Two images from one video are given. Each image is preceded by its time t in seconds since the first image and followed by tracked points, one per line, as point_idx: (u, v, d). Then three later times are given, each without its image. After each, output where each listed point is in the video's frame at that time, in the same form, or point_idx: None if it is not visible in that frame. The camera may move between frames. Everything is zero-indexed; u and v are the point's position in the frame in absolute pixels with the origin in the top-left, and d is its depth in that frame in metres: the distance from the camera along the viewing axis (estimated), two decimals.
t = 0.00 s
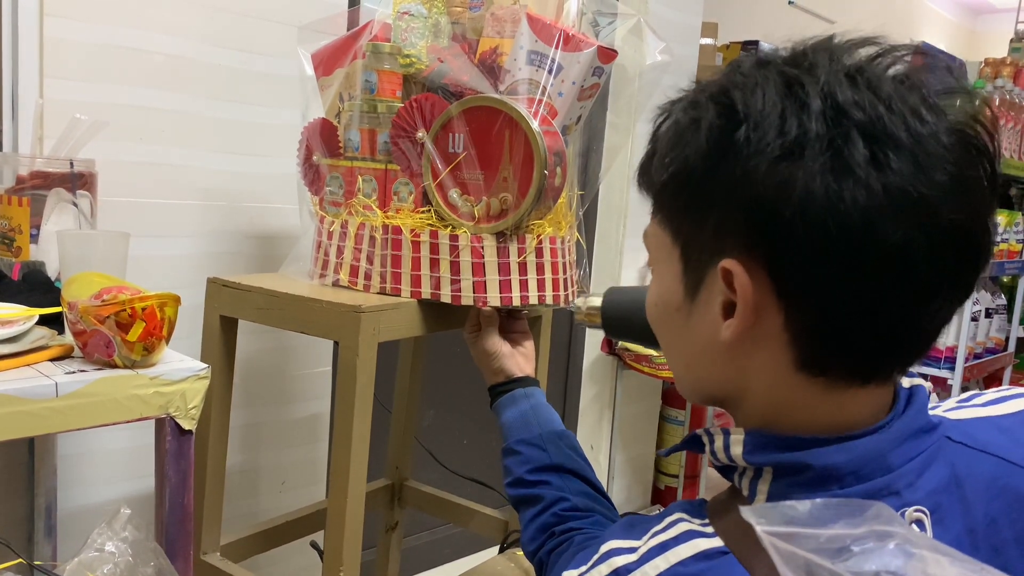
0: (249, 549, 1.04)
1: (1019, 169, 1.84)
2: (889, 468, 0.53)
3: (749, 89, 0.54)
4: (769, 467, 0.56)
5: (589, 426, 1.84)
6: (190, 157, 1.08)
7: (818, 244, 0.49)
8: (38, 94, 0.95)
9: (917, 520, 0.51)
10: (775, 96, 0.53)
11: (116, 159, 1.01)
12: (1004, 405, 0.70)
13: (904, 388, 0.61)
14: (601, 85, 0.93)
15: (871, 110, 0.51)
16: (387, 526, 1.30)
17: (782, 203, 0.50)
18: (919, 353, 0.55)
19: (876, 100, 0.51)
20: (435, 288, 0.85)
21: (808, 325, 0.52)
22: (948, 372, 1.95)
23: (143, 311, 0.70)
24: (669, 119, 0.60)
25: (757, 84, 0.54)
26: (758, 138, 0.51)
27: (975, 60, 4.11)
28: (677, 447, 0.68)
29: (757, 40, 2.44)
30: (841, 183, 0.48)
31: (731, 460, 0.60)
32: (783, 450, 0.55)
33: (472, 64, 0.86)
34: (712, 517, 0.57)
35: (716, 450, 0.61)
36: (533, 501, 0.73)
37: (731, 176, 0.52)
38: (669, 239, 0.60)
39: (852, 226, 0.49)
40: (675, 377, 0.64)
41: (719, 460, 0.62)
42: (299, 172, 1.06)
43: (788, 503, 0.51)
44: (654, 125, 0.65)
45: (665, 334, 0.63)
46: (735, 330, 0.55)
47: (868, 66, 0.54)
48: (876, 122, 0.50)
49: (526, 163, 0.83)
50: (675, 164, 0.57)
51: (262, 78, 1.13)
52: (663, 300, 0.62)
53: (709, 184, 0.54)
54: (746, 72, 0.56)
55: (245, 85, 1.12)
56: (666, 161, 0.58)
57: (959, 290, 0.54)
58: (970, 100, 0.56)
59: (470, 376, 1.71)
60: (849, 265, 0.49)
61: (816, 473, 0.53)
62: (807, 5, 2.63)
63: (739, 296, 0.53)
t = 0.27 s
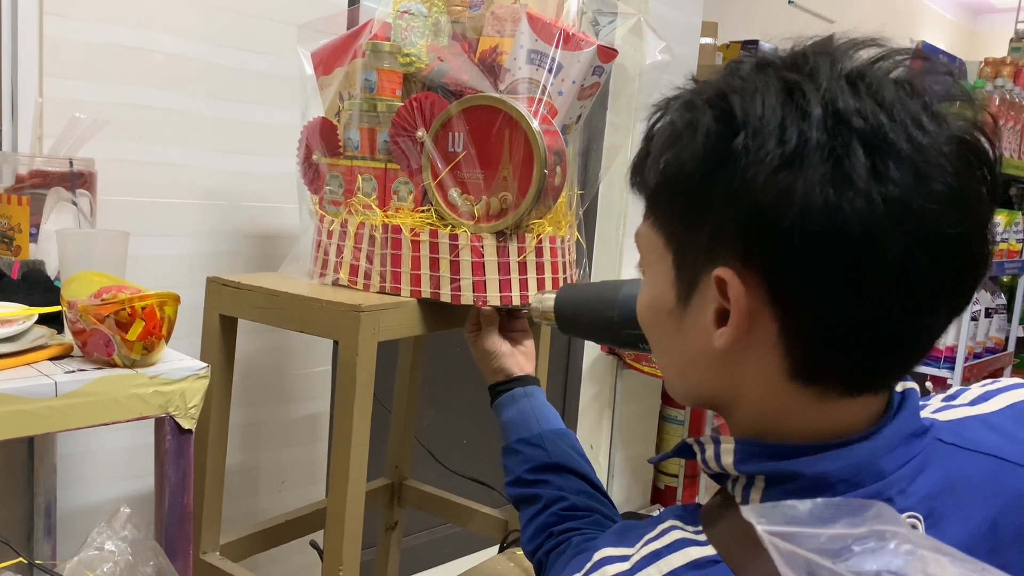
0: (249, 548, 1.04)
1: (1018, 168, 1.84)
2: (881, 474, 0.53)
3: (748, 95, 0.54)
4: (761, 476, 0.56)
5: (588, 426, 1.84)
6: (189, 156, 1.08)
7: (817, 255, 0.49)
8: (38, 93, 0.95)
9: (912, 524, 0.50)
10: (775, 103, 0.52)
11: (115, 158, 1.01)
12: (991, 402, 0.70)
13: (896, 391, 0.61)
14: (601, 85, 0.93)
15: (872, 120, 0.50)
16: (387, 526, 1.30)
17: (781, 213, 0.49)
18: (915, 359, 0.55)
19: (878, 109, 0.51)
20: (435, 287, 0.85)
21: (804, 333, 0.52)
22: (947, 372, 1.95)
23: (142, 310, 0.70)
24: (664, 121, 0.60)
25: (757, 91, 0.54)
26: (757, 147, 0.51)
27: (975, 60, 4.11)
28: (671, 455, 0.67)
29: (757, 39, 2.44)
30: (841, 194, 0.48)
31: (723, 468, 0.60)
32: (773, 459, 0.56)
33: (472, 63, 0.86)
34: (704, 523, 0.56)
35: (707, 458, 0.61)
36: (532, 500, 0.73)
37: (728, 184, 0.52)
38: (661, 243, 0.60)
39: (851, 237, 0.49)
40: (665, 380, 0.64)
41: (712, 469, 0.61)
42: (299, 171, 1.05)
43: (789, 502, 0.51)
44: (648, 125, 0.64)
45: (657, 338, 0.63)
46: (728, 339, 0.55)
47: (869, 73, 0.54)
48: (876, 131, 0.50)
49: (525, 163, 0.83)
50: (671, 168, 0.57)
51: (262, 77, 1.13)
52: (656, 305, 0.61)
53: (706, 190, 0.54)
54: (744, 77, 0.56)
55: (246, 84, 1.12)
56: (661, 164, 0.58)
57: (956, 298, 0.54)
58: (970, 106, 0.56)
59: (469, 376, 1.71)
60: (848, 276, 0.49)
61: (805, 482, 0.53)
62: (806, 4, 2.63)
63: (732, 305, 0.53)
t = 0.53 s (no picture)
0: (249, 547, 1.04)
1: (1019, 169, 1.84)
2: (869, 471, 0.53)
3: (734, 95, 0.54)
4: (748, 472, 0.56)
5: (588, 425, 1.84)
6: (189, 155, 1.08)
7: (801, 257, 0.49)
8: (38, 91, 0.95)
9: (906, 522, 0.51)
10: (760, 104, 0.52)
11: (116, 156, 1.01)
12: (985, 402, 0.70)
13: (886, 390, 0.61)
14: (601, 84, 0.93)
15: (856, 121, 0.50)
16: (386, 525, 1.29)
17: (765, 214, 0.49)
18: (901, 360, 0.55)
19: (862, 110, 0.51)
20: (434, 286, 0.85)
21: (789, 334, 0.52)
22: (947, 372, 1.95)
23: (143, 309, 0.70)
24: (652, 121, 0.60)
25: (743, 91, 0.53)
26: (741, 148, 0.51)
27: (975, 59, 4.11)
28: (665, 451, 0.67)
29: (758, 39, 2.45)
30: (824, 196, 0.48)
31: (712, 466, 0.60)
32: (762, 455, 0.56)
33: (472, 62, 0.86)
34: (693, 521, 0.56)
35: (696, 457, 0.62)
36: (529, 499, 0.73)
37: (713, 185, 0.52)
38: (652, 242, 0.60)
39: (834, 239, 0.48)
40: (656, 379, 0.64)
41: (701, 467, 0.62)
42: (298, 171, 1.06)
43: (790, 501, 0.51)
44: (638, 124, 0.64)
45: (646, 337, 0.63)
46: (712, 339, 0.55)
47: (855, 74, 0.53)
48: (861, 133, 0.50)
49: (524, 162, 0.83)
50: (658, 168, 0.56)
51: (263, 76, 1.13)
52: (644, 303, 0.62)
53: (692, 191, 0.54)
54: (731, 77, 0.55)
55: (246, 82, 1.12)
56: (649, 164, 0.58)
57: (942, 299, 0.54)
58: (957, 107, 0.56)
59: (468, 375, 1.71)
60: (831, 278, 0.49)
61: (791, 479, 0.54)
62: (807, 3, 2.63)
63: (718, 302, 0.53)
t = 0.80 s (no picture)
0: (248, 547, 1.04)
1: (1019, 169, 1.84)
2: (881, 468, 0.53)
3: (750, 86, 0.54)
4: (759, 470, 0.56)
5: (588, 425, 1.84)
6: (188, 154, 1.08)
7: (813, 245, 0.49)
8: (37, 91, 0.95)
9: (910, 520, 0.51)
10: (775, 94, 0.52)
11: (115, 156, 1.01)
12: (991, 401, 0.70)
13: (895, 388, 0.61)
14: (600, 84, 0.93)
15: (871, 112, 0.51)
16: (385, 525, 1.29)
17: (778, 202, 0.49)
18: (911, 355, 0.55)
19: (877, 101, 0.51)
20: (433, 285, 0.85)
21: (801, 324, 0.52)
22: (947, 372, 1.95)
23: (142, 308, 0.70)
24: (667, 114, 0.60)
25: (758, 82, 0.54)
26: (756, 136, 0.51)
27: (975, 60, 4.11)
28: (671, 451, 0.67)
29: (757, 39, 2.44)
30: (838, 184, 0.48)
31: (723, 462, 0.60)
32: (775, 452, 0.56)
33: (471, 62, 0.86)
34: (704, 518, 0.56)
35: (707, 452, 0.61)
36: (533, 497, 0.73)
37: (727, 173, 0.52)
38: (664, 235, 0.60)
39: (847, 227, 0.49)
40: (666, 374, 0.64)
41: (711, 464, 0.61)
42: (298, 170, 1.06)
43: (788, 503, 0.51)
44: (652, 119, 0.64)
45: (657, 331, 0.63)
46: (726, 330, 0.55)
47: (869, 67, 0.54)
48: (875, 123, 0.50)
49: (524, 161, 0.83)
50: (672, 159, 0.57)
51: (262, 76, 1.13)
52: (656, 297, 0.62)
53: (705, 181, 0.54)
54: (746, 69, 0.56)
55: (245, 82, 1.12)
56: (663, 155, 0.58)
57: (952, 294, 0.54)
58: (970, 104, 0.56)
59: (468, 375, 1.72)
60: (843, 267, 0.49)
61: (805, 476, 0.53)
62: (806, 3, 2.63)
63: (732, 293, 0.53)
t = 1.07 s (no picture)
0: (247, 547, 1.04)
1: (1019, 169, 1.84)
2: (883, 466, 0.53)
3: (761, 84, 0.54)
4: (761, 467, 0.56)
5: (587, 425, 1.84)
6: (188, 155, 1.08)
7: (820, 244, 0.49)
8: (37, 91, 0.95)
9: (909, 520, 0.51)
10: (786, 92, 0.52)
11: (114, 156, 1.01)
12: (992, 399, 0.70)
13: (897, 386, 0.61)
14: (600, 85, 0.93)
15: (881, 112, 0.51)
16: (385, 525, 1.29)
17: (786, 200, 0.49)
18: (914, 355, 0.55)
19: (887, 102, 0.51)
20: (432, 286, 0.85)
21: (806, 324, 0.52)
22: (947, 372, 1.95)
23: (141, 309, 0.70)
24: (676, 110, 0.60)
25: (769, 80, 0.54)
26: (766, 134, 0.51)
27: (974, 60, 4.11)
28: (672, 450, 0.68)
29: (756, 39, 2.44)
30: (846, 183, 0.48)
31: (724, 460, 0.60)
32: (776, 451, 0.56)
33: (471, 62, 0.86)
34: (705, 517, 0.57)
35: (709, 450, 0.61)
36: (533, 496, 0.73)
37: (735, 171, 0.52)
38: (670, 232, 0.59)
39: (855, 226, 0.49)
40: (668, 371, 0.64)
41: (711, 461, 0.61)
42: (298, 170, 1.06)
43: (787, 503, 0.51)
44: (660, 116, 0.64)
45: (660, 328, 0.63)
46: (730, 327, 0.55)
47: (880, 68, 0.54)
48: (885, 123, 0.50)
49: (524, 162, 0.83)
50: (680, 155, 0.56)
51: (262, 76, 1.13)
52: (661, 294, 0.61)
53: (714, 178, 0.53)
54: (757, 68, 0.56)
55: (245, 82, 1.12)
56: (671, 151, 0.58)
57: (957, 295, 0.54)
58: (978, 107, 0.56)
59: (468, 375, 1.71)
60: (850, 267, 0.50)
61: (807, 473, 0.53)
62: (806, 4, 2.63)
63: (737, 289, 0.53)
